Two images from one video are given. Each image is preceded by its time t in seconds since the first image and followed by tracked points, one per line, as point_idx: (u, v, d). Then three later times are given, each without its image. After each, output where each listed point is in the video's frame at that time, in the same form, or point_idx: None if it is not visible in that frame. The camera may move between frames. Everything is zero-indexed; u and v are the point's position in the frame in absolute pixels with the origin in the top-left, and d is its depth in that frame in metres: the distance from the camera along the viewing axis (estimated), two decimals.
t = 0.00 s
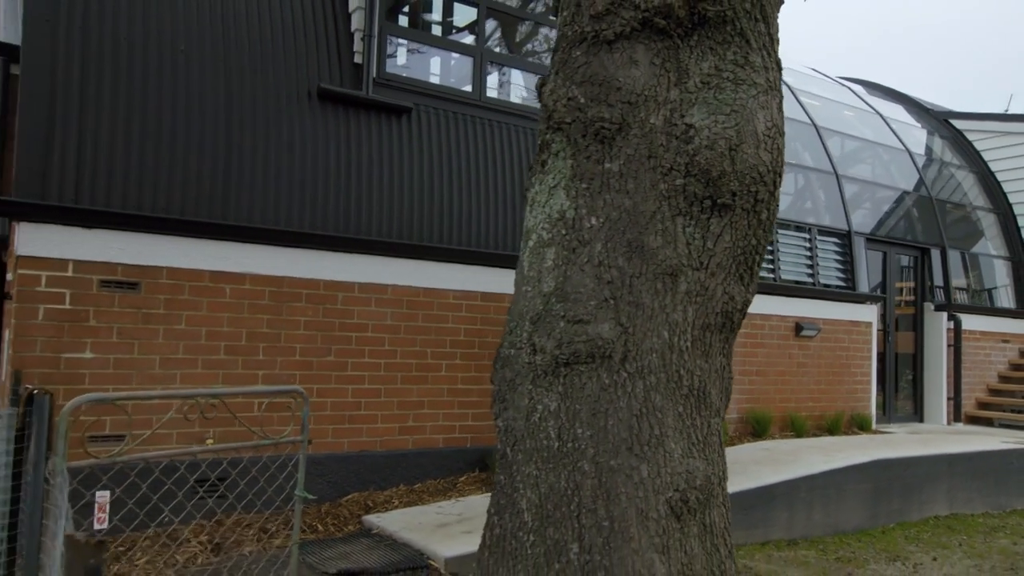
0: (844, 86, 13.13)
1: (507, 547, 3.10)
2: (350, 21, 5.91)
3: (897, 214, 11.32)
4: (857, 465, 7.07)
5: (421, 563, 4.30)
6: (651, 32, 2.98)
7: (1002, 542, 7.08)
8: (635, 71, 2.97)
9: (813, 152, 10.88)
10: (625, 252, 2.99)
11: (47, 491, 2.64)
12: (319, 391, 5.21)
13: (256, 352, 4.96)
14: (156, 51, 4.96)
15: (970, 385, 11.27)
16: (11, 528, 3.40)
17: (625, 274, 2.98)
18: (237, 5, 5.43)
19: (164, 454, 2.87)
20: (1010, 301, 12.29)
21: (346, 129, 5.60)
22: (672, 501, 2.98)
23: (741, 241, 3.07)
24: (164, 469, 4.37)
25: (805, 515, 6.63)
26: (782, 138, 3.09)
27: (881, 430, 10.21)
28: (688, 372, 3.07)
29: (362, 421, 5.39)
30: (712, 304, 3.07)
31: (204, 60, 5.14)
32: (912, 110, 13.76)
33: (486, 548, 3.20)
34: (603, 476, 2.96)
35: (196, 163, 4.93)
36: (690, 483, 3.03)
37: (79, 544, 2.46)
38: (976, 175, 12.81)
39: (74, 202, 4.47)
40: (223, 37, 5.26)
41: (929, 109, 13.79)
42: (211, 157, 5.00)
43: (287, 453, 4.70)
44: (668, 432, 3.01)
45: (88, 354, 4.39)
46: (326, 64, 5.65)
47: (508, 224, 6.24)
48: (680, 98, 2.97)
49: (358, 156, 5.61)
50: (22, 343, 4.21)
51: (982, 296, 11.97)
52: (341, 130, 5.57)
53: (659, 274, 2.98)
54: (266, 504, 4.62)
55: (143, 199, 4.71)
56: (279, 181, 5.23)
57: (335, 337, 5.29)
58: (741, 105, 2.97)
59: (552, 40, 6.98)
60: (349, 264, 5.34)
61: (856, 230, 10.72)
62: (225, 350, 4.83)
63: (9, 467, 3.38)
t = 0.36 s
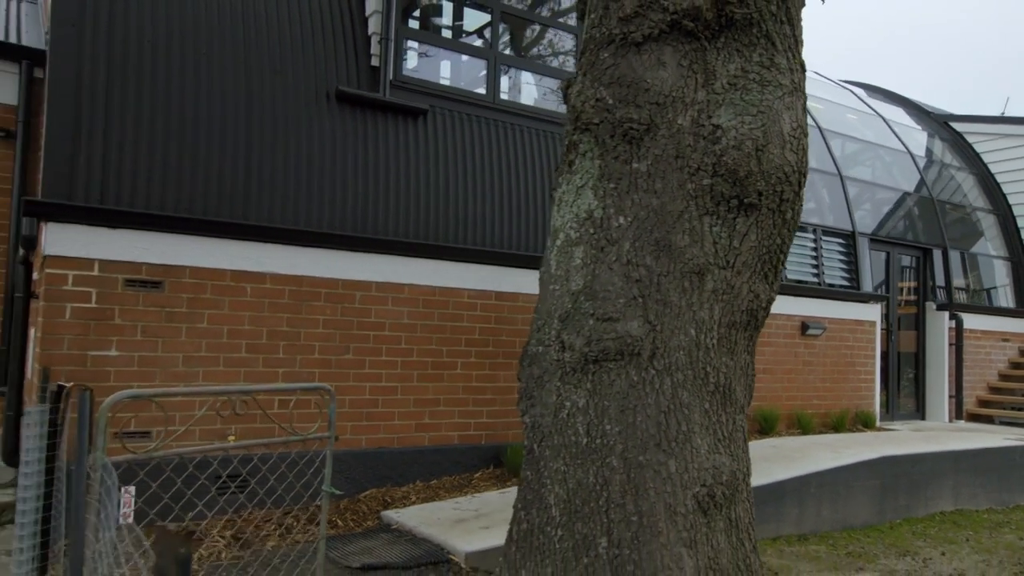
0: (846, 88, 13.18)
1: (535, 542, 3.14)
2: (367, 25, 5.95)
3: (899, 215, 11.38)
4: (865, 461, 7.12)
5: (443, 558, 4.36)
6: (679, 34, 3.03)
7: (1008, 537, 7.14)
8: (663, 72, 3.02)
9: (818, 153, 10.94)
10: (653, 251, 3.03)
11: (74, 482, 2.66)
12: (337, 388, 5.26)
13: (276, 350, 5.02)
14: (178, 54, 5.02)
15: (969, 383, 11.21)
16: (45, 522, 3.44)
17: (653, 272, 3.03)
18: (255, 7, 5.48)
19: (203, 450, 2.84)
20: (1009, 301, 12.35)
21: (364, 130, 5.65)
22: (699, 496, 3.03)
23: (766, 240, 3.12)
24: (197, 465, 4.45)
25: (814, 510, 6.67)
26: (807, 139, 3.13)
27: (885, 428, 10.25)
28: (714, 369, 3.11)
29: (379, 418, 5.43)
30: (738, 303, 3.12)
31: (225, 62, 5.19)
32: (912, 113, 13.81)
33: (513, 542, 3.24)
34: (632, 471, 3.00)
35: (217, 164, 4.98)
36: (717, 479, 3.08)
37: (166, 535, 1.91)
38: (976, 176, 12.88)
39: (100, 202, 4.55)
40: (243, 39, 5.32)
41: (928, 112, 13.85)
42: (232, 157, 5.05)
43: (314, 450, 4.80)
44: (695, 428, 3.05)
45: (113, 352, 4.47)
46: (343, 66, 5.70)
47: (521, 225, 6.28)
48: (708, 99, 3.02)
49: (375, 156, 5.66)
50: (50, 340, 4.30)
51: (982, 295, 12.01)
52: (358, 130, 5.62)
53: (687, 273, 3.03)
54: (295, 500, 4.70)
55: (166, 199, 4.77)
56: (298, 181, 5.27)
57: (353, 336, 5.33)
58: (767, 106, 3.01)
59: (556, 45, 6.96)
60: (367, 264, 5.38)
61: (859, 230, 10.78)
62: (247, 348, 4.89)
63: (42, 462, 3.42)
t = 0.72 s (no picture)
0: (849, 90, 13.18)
1: (563, 537, 3.19)
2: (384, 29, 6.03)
3: (902, 216, 11.42)
4: (873, 458, 7.16)
5: (463, 553, 4.42)
6: (707, 36, 3.08)
7: (1015, 532, 7.19)
8: (692, 74, 3.07)
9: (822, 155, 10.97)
10: (681, 250, 3.07)
11: (119, 479, 2.66)
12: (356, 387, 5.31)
13: (296, 349, 5.08)
14: (200, 57, 5.08)
15: (974, 382, 11.32)
16: (78, 513, 3.55)
17: (681, 271, 3.07)
18: (275, 9, 5.54)
19: (239, 446, 2.76)
20: (1010, 300, 12.43)
21: (382, 131, 5.70)
22: (727, 492, 3.07)
23: (792, 239, 3.16)
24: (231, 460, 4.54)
25: (825, 507, 6.71)
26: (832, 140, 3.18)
27: (890, 425, 10.29)
28: (741, 367, 3.16)
29: (396, 416, 5.48)
30: (764, 301, 3.16)
31: (246, 64, 5.25)
32: (914, 114, 13.84)
33: (541, 538, 3.28)
34: (661, 468, 3.04)
35: (238, 165, 5.03)
36: (744, 475, 3.12)
37: (251, 523, 1.71)
38: (977, 178, 12.93)
39: (126, 203, 4.61)
40: (263, 40, 5.37)
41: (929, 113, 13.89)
42: (254, 158, 5.10)
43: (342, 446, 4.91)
44: (722, 425, 3.10)
45: (139, 350, 4.53)
46: (361, 68, 5.76)
47: (535, 226, 6.34)
48: (736, 100, 3.07)
49: (393, 158, 5.71)
50: (78, 339, 4.36)
51: (983, 295, 12.06)
52: (375, 131, 5.67)
53: (715, 272, 3.07)
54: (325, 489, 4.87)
55: (190, 200, 4.82)
56: (317, 182, 5.32)
57: (372, 335, 5.38)
58: (794, 107, 3.06)
59: (562, 48, 6.96)
60: (384, 263, 5.43)
61: (864, 231, 10.82)
62: (268, 347, 4.96)
63: (76, 458, 3.50)
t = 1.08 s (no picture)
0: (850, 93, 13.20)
1: (590, 532, 3.23)
2: (400, 32, 6.08)
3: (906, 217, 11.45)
4: (881, 456, 7.20)
5: (485, 549, 4.46)
6: (736, 39, 3.13)
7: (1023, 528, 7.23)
8: (720, 76, 3.12)
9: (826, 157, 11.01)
10: (709, 249, 3.12)
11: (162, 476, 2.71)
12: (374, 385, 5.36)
13: (316, 348, 5.12)
14: (222, 59, 5.13)
15: (975, 380, 11.38)
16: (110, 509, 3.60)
17: (709, 270, 3.11)
18: (295, 11, 5.59)
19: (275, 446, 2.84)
20: (1011, 300, 12.49)
21: (399, 132, 5.75)
22: (755, 488, 3.11)
23: (818, 239, 3.21)
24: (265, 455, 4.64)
25: (834, 505, 6.75)
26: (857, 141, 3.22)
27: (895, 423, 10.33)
28: (767, 365, 3.20)
29: (414, 414, 5.53)
30: (790, 300, 3.21)
31: (267, 66, 5.30)
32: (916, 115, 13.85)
33: (568, 533, 3.32)
34: (690, 464, 3.08)
35: (259, 166, 5.07)
36: (771, 471, 3.16)
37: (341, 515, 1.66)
38: (978, 180, 12.98)
39: (151, 203, 4.66)
40: (283, 42, 5.42)
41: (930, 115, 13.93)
42: (274, 159, 5.14)
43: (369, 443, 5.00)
44: (749, 421, 3.14)
45: (163, 349, 4.59)
46: (379, 70, 5.81)
47: (548, 227, 6.38)
48: (763, 101, 3.11)
49: (410, 158, 5.75)
50: (105, 338, 4.42)
51: (986, 295, 12.12)
52: (393, 132, 5.72)
53: (742, 271, 3.12)
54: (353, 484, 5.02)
55: (213, 201, 4.88)
56: (336, 182, 5.36)
57: (390, 334, 5.43)
58: (821, 109, 3.11)
59: (568, 52, 6.96)
60: (401, 263, 5.47)
61: (869, 231, 10.86)
62: (289, 346, 5.01)
63: (109, 451, 3.56)
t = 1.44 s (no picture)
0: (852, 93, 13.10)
1: (617, 527, 3.27)
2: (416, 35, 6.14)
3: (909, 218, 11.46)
4: (887, 452, 7.26)
5: (506, 545, 4.51)
6: (762, 41, 3.18)
7: None
8: (747, 77, 3.17)
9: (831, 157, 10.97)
10: (736, 248, 3.16)
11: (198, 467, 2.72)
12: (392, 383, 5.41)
13: (335, 346, 5.16)
14: (243, 59, 5.19)
15: (976, 379, 11.44)
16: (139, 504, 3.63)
17: (736, 269, 3.16)
18: (314, 13, 5.65)
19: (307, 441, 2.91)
20: (1010, 300, 12.56)
21: (416, 133, 5.81)
22: (782, 483, 3.15)
23: (842, 238, 3.25)
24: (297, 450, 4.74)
25: (843, 502, 6.79)
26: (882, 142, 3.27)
27: (900, 421, 10.37)
28: (792, 362, 3.24)
29: (430, 412, 5.58)
30: (815, 298, 3.25)
31: (287, 67, 5.35)
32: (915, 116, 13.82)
33: (594, 528, 3.36)
34: (717, 461, 3.12)
35: (278, 167, 5.12)
36: (797, 467, 3.20)
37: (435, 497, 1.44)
38: (979, 181, 13.04)
39: (175, 203, 4.71)
40: (303, 44, 5.48)
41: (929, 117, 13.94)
42: (294, 159, 5.19)
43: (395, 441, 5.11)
44: (775, 418, 3.18)
45: (186, 347, 4.63)
46: (396, 72, 5.87)
47: (560, 227, 6.42)
48: (790, 103, 3.16)
49: (425, 158, 5.79)
50: (129, 336, 4.46)
51: (987, 295, 12.18)
52: (409, 132, 5.77)
53: (768, 269, 3.16)
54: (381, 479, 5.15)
55: (235, 201, 4.92)
56: (354, 183, 5.41)
57: (406, 332, 5.47)
58: (847, 110, 3.15)
59: (577, 54, 7.01)
60: (417, 263, 5.51)
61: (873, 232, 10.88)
62: (308, 344, 5.05)
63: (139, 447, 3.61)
